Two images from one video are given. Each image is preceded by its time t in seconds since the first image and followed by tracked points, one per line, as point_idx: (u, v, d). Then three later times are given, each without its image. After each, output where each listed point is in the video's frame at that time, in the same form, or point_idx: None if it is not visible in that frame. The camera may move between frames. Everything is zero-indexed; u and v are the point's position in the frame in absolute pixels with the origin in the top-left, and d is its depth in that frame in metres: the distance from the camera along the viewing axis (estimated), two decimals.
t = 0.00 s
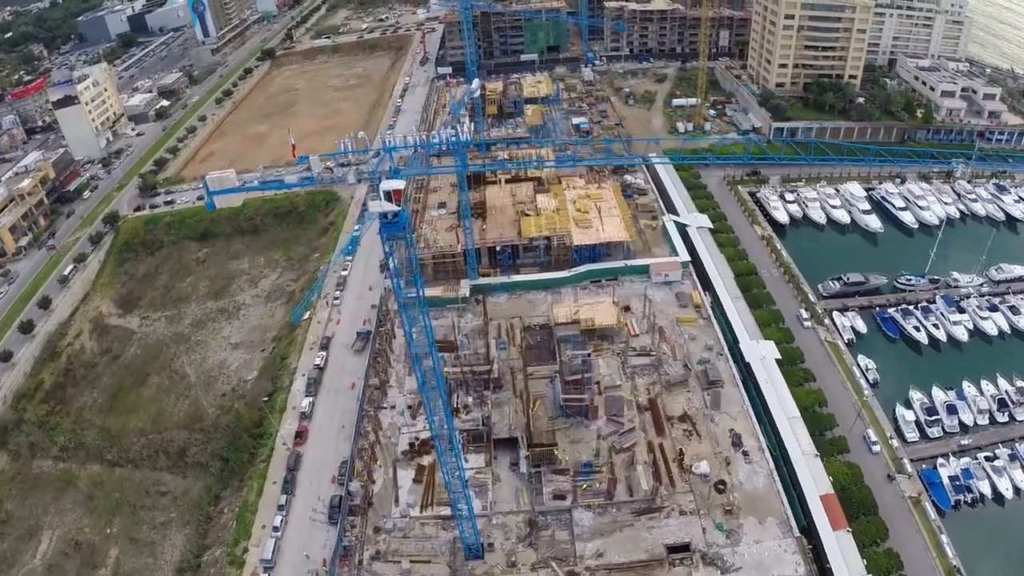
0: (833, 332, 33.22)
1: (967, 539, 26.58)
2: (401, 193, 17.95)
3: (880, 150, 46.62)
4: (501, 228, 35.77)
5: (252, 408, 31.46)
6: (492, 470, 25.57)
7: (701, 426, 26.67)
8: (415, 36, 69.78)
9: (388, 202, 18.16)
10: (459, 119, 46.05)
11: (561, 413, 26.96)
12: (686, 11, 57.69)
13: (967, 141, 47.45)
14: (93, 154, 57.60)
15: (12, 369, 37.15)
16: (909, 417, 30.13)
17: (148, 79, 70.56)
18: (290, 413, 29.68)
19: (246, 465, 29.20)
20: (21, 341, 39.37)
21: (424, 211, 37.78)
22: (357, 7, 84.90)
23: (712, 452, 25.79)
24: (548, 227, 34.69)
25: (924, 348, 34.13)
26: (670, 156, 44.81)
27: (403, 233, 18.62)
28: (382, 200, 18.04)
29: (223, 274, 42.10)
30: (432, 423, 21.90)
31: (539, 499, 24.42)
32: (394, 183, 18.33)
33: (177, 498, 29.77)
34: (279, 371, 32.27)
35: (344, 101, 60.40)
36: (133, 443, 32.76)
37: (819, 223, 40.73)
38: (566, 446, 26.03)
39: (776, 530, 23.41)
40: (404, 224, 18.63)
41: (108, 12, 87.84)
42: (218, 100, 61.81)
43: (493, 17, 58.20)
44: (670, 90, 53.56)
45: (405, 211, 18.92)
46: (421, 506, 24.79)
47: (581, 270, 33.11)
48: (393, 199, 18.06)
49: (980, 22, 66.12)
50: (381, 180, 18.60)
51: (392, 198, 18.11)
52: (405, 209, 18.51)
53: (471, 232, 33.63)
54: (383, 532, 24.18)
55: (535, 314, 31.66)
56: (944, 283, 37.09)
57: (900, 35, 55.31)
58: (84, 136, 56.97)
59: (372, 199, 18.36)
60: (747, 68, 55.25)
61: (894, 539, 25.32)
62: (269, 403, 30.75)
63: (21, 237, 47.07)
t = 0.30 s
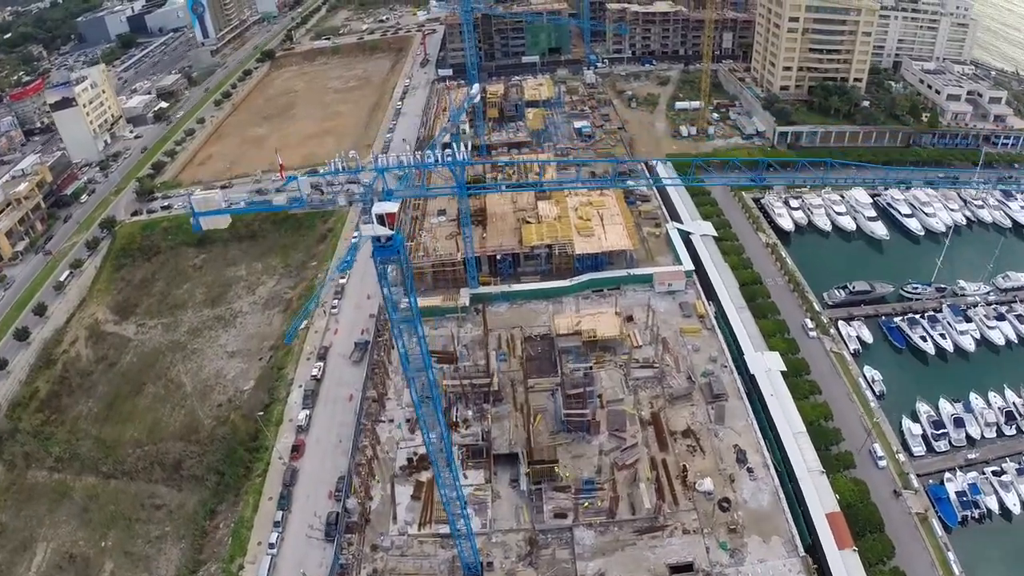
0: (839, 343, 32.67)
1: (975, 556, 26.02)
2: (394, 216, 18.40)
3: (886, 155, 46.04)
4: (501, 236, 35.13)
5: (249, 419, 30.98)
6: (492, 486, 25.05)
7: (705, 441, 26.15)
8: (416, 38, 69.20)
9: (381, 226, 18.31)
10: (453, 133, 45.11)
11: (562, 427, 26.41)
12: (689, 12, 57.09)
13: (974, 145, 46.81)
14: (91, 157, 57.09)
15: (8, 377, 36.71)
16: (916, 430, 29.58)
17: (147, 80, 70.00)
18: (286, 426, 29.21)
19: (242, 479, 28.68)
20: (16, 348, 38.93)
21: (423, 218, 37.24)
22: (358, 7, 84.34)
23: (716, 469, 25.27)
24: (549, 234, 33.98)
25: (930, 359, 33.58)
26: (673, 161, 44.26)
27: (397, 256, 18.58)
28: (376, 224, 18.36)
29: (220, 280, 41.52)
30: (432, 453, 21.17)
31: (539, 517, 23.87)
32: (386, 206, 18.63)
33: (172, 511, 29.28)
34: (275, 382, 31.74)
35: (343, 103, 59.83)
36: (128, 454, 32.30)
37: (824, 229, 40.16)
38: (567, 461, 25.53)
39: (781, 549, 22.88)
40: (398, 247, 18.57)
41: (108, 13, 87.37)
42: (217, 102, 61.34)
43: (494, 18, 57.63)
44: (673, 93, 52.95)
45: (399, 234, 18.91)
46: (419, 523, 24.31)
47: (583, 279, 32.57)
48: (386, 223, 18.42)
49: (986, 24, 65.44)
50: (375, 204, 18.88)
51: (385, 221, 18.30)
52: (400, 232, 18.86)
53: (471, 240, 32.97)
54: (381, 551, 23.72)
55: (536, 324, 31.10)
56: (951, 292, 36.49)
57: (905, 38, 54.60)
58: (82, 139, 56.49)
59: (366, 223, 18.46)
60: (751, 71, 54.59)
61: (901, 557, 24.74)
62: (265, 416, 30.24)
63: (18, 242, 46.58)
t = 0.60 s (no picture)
0: (845, 355, 32.14)
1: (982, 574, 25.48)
2: (385, 245, 18.52)
3: (891, 161, 45.45)
4: (501, 245, 34.40)
5: (245, 433, 30.45)
6: (491, 505, 24.49)
7: (709, 459, 25.61)
8: (416, 40, 68.62)
9: (373, 255, 18.32)
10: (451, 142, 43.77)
11: (564, 445, 25.88)
12: (692, 15, 56.44)
13: (979, 151, 46.35)
14: (88, 160, 56.57)
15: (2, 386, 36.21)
16: (922, 446, 29.01)
17: (146, 83, 69.45)
18: (282, 441, 28.71)
19: (236, 494, 28.06)
20: (10, 357, 38.44)
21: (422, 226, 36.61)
22: (358, 8, 83.76)
23: (720, 488, 24.72)
24: (550, 245, 33.41)
25: (937, 371, 33.04)
26: (676, 168, 43.74)
27: (389, 284, 18.63)
28: (367, 253, 18.34)
29: (216, 288, 40.87)
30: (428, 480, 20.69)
31: (539, 537, 23.27)
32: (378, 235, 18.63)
33: (166, 526, 28.71)
34: (271, 395, 31.19)
35: (342, 106, 59.22)
36: (122, 467, 31.79)
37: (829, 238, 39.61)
38: (569, 480, 25.00)
39: (786, 571, 22.32)
40: (391, 276, 18.60)
41: (107, 14, 86.86)
42: (216, 105, 60.78)
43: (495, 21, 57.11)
44: (675, 98, 52.35)
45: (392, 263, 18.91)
46: (416, 544, 23.73)
47: (585, 290, 32.06)
48: (378, 252, 18.45)
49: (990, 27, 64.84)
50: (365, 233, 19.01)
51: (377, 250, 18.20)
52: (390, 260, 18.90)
53: (470, 249, 32.35)
54: (377, 571, 23.22)
55: (536, 337, 30.56)
56: (957, 302, 35.94)
57: (909, 41, 53.95)
58: (79, 143, 55.96)
59: (357, 252, 18.44)
60: (754, 75, 53.97)
61: None
62: (260, 431, 29.72)
63: (13, 247, 46.01)
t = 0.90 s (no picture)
0: (850, 368, 31.60)
1: None
2: (377, 276, 17.53)
3: (896, 166, 44.81)
4: (501, 255, 33.77)
5: (240, 446, 29.90)
6: (490, 524, 23.94)
7: (713, 477, 25.07)
8: (416, 42, 68.06)
9: (364, 287, 17.70)
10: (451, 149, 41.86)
11: (565, 462, 25.35)
12: (695, 17, 55.81)
13: (984, 156, 45.69)
14: (85, 163, 56.08)
15: None
16: (929, 461, 28.43)
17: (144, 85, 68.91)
18: (278, 456, 28.20)
19: (230, 510, 27.52)
20: (5, 366, 37.95)
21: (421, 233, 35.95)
22: (358, 10, 83.25)
23: (724, 506, 24.17)
24: (551, 255, 32.94)
25: (944, 384, 32.46)
26: (680, 173, 43.12)
27: (381, 314, 18.14)
28: (358, 285, 17.54)
29: (212, 296, 40.35)
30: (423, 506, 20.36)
31: (539, 558, 22.68)
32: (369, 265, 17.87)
33: (160, 541, 28.13)
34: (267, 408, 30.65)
35: (341, 110, 58.64)
36: (117, 480, 31.27)
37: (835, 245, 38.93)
38: (570, 498, 24.44)
39: None
40: (383, 306, 18.14)
41: (107, 15, 86.31)
42: (214, 108, 60.22)
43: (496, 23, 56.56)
44: (678, 101, 51.75)
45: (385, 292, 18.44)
46: (414, 563, 23.01)
47: (588, 300, 31.52)
48: (369, 283, 17.57)
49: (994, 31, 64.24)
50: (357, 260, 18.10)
51: (367, 282, 17.60)
52: (382, 289, 18.04)
53: (470, 260, 31.72)
54: None
55: (537, 349, 30.00)
56: (964, 312, 35.34)
57: (914, 45, 53.30)
58: (76, 146, 55.42)
59: (348, 283, 17.79)
60: (758, 78, 53.37)
61: None
62: (255, 446, 29.21)
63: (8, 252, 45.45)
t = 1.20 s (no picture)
0: (857, 380, 31.07)
1: None
2: (367, 312, 17.26)
3: (901, 171, 44.21)
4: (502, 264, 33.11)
5: (237, 459, 29.41)
6: (490, 543, 23.39)
7: (716, 495, 24.53)
8: (416, 42, 67.45)
9: (354, 322, 17.42)
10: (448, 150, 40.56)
11: (566, 479, 24.86)
12: (699, 19, 55.18)
13: (990, 161, 45.19)
14: (82, 166, 55.57)
15: None
16: (936, 476, 27.86)
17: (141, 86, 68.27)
18: (273, 471, 27.74)
19: (224, 526, 26.99)
20: None
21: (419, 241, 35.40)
22: (358, 9, 82.60)
23: (728, 525, 23.64)
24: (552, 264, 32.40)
25: (951, 396, 31.94)
26: (683, 178, 42.51)
27: (373, 348, 17.90)
28: (347, 319, 17.28)
29: (208, 303, 39.81)
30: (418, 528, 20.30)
31: None
32: (360, 299, 17.56)
33: (155, 556, 27.63)
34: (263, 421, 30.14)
35: (340, 112, 58.09)
36: (111, 492, 30.76)
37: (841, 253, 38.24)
38: (571, 517, 23.93)
39: None
40: (374, 339, 17.88)
41: (106, 14, 85.57)
42: (211, 110, 59.62)
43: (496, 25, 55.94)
44: (681, 104, 51.12)
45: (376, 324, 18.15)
46: None
47: (589, 310, 30.95)
48: (359, 317, 17.30)
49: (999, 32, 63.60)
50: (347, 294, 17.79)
51: (358, 317, 17.31)
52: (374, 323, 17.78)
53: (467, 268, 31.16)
54: None
55: (538, 361, 29.46)
56: (971, 321, 34.79)
57: (919, 47, 52.61)
58: (72, 148, 54.85)
59: (338, 318, 17.49)
60: (762, 81, 52.74)
61: None
62: (250, 460, 28.76)
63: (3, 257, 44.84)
